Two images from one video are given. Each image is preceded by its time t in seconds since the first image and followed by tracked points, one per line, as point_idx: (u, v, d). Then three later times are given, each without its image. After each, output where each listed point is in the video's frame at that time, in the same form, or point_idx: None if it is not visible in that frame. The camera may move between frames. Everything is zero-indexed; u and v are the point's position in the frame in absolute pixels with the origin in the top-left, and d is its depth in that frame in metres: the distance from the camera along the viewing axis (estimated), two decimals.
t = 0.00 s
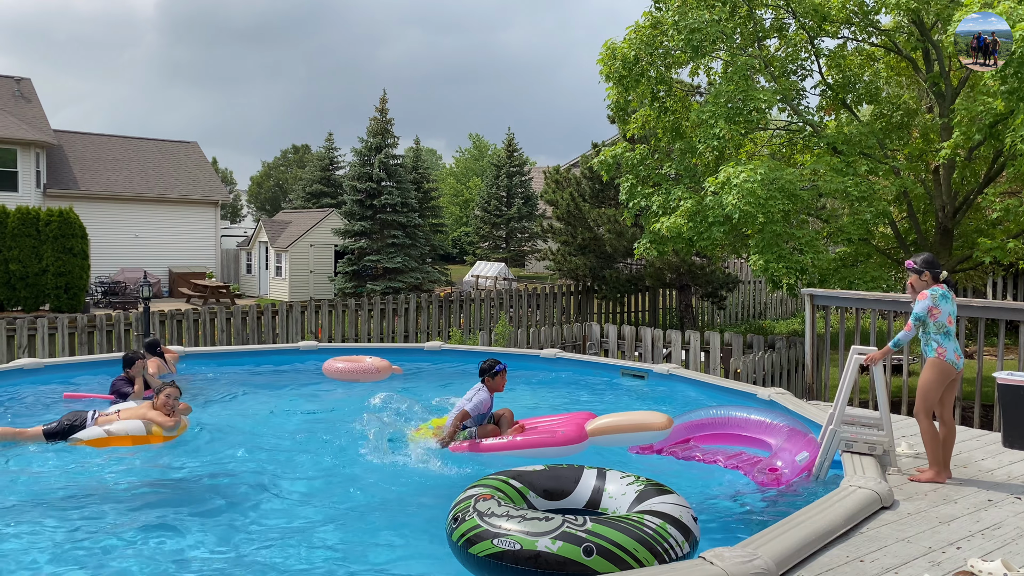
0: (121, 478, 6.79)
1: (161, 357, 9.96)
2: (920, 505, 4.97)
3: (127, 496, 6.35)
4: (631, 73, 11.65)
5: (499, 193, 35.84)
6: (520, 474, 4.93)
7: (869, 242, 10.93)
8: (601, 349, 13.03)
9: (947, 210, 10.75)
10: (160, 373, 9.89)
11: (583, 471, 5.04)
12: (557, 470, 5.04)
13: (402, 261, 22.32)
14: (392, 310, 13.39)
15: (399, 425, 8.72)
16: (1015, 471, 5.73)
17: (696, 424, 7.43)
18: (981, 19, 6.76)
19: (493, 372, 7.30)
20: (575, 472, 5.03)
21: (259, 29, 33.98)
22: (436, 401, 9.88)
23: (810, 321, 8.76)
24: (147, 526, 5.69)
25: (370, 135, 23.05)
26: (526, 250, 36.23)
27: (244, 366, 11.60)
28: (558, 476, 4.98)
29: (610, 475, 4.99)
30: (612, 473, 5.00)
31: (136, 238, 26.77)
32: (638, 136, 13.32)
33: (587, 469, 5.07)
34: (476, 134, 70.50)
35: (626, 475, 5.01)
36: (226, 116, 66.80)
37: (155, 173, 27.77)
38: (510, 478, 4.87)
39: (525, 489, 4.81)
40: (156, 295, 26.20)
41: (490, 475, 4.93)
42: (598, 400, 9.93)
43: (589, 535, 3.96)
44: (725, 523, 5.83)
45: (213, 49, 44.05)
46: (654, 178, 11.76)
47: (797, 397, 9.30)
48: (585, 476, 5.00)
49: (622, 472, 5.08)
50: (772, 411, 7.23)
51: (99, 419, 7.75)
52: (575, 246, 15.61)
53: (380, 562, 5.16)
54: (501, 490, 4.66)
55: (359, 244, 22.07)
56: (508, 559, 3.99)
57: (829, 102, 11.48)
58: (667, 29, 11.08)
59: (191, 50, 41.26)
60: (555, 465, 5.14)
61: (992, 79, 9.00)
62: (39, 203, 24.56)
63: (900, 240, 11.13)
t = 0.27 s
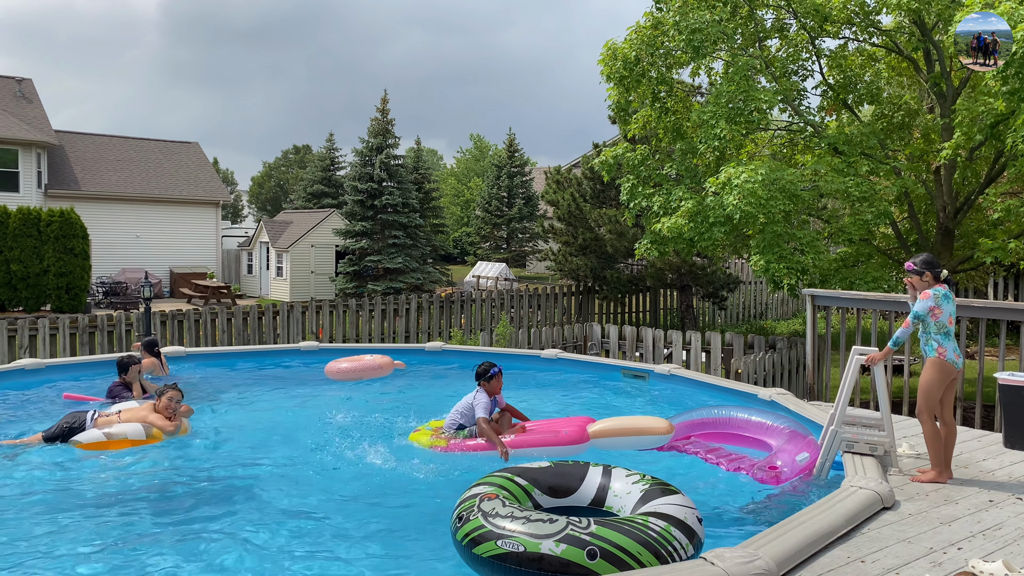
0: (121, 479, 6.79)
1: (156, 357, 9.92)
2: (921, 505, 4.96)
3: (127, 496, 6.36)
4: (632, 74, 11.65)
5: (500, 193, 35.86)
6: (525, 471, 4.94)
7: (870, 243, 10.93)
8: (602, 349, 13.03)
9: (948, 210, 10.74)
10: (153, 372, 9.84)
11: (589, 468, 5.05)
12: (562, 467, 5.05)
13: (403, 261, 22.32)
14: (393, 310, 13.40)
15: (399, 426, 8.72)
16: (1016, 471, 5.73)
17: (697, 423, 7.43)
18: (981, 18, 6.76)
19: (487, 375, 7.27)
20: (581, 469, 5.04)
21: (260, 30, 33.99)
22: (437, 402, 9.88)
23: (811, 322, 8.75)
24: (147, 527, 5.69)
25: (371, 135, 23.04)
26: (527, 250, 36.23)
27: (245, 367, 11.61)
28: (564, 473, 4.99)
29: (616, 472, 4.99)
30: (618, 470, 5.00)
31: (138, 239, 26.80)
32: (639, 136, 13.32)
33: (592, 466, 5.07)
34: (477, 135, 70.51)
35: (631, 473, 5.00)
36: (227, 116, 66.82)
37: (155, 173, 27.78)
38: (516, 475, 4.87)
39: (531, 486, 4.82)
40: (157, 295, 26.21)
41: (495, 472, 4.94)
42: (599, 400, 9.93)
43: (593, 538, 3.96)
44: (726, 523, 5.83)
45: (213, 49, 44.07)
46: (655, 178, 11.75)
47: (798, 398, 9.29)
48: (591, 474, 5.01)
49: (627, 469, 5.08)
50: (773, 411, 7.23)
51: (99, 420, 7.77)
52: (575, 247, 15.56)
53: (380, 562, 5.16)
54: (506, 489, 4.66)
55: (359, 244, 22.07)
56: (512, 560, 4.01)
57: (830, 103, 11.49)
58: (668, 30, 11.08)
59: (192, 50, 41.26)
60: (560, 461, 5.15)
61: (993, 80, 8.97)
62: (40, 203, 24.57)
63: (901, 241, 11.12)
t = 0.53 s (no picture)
0: (120, 480, 6.79)
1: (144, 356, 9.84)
2: (921, 506, 4.96)
3: (125, 497, 6.35)
4: (631, 75, 11.66)
5: (500, 193, 35.88)
6: (529, 474, 4.95)
7: (870, 243, 10.93)
8: (602, 350, 13.03)
9: (948, 211, 10.74)
10: (141, 373, 9.71)
11: (593, 470, 5.05)
12: (566, 470, 5.05)
13: (403, 262, 22.32)
14: (392, 311, 13.41)
15: (399, 427, 8.71)
16: (1016, 472, 5.73)
17: (697, 422, 7.41)
18: (981, 19, 6.77)
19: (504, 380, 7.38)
20: (585, 471, 5.04)
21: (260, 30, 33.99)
22: (436, 402, 9.88)
23: (811, 323, 8.74)
24: (146, 528, 5.68)
25: (370, 135, 23.03)
26: (526, 251, 36.24)
27: (244, 368, 11.60)
28: (567, 476, 4.99)
29: (620, 474, 4.98)
30: (622, 472, 4.99)
31: (138, 239, 26.80)
32: (638, 137, 13.32)
33: (596, 468, 5.07)
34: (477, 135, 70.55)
35: (635, 474, 5.00)
36: (227, 116, 66.80)
37: (155, 174, 27.77)
38: (520, 477, 4.88)
39: (534, 489, 4.82)
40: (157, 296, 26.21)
41: (498, 474, 4.95)
42: (599, 401, 9.92)
43: (597, 535, 3.96)
44: (725, 524, 5.82)
45: (213, 50, 44.05)
46: (655, 179, 11.76)
47: (798, 398, 9.28)
48: (595, 475, 5.00)
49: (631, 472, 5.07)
50: (773, 411, 7.21)
51: (98, 426, 7.78)
52: (575, 247, 15.53)
53: (379, 563, 5.16)
54: (509, 489, 4.68)
55: (359, 244, 22.08)
56: (516, 557, 4.02)
57: (829, 104, 11.49)
58: (667, 30, 11.08)
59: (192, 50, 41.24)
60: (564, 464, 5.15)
61: (993, 81, 8.96)
62: (40, 204, 24.57)
63: (901, 241, 11.13)
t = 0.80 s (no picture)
0: (119, 481, 6.78)
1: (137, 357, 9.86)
2: (920, 506, 4.97)
3: (123, 499, 6.34)
4: (630, 75, 11.65)
5: (498, 194, 35.88)
6: (531, 477, 4.97)
7: (868, 244, 10.94)
8: (600, 351, 13.04)
9: (946, 212, 10.74)
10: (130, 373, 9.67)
11: (596, 474, 5.04)
12: (568, 473, 5.05)
13: (401, 263, 22.32)
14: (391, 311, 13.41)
15: (398, 428, 8.71)
16: (1015, 473, 5.73)
17: (697, 424, 7.44)
18: (981, 19, 6.78)
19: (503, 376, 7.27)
20: (587, 474, 5.04)
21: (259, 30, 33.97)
22: (435, 403, 9.88)
23: (810, 323, 8.74)
24: (144, 529, 5.67)
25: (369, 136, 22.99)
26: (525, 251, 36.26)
27: (243, 368, 11.59)
28: (570, 479, 5.00)
29: (621, 478, 4.97)
30: (623, 476, 4.98)
31: (136, 240, 26.78)
32: (637, 137, 13.33)
33: (599, 472, 5.06)
34: (476, 136, 70.57)
35: (638, 478, 5.00)
36: (226, 117, 66.75)
37: (153, 175, 27.74)
38: (522, 479, 4.88)
39: (536, 491, 4.82)
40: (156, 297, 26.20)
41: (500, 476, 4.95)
42: (598, 402, 9.92)
43: (597, 533, 3.97)
44: (724, 524, 5.82)
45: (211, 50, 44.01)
46: (654, 180, 11.76)
47: (796, 399, 9.28)
48: (597, 478, 4.99)
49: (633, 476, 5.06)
50: (771, 413, 7.24)
51: (94, 426, 7.78)
52: (574, 248, 15.41)
53: (378, 564, 5.16)
54: (512, 489, 4.69)
55: (358, 245, 22.07)
56: (516, 555, 4.01)
57: (828, 105, 11.50)
58: (666, 31, 11.08)
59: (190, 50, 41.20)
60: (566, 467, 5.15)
61: (991, 82, 8.95)
62: (38, 204, 24.55)
63: (899, 242, 11.14)
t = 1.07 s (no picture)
0: (117, 482, 6.77)
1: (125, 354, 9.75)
2: (918, 506, 4.97)
3: (122, 499, 6.33)
4: (629, 76, 11.64)
5: (497, 195, 35.88)
6: (532, 473, 4.96)
7: (866, 245, 10.94)
8: (599, 351, 13.05)
9: (945, 212, 10.75)
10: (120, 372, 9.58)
11: (597, 471, 5.05)
12: (570, 469, 5.07)
13: (400, 263, 22.30)
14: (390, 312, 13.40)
15: (397, 428, 8.71)
16: (1014, 473, 5.73)
17: (698, 423, 7.46)
18: (981, 18, 6.78)
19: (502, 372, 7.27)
20: (588, 471, 5.05)
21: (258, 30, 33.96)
22: (434, 403, 9.88)
23: (808, 323, 8.73)
24: (142, 530, 5.67)
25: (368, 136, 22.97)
26: (524, 252, 36.27)
27: (241, 369, 11.58)
28: (571, 476, 5.01)
29: (622, 474, 4.98)
30: (625, 472, 4.99)
31: (135, 240, 26.75)
32: (636, 138, 13.33)
33: (600, 469, 5.07)
34: (475, 137, 70.59)
35: (639, 475, 5.00)
36: (224, 117, 66.69)
37: (152, 176, 27.71)
38: (523, 476, 4.89)
39: (537, 487, 4.83)
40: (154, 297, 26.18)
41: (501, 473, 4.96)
42: (597, 403, 9.91)
43: (594, 535, 3.97)
44: (723, 524, 5.83)
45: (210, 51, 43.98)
46: (652, 180, 11.75)
47: (795, 399, 9.29)
48: (598, 476, 5.00)
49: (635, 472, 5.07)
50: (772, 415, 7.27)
51: (94, 426, 7.76)
52: (572, 249, 15.50)
53: (377, 564, 5.15)
54: (512, 488, 4.69)
55: (357, 245, 22.07)
56: (514, 556, 4.02)
57: (826, 105, 11.50)
58: (665, 32, 11.09)
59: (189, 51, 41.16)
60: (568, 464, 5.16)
61: (990, 82, 8.95)
62: (36, 205, 24.52)
63: (897, 243, 11.15)
